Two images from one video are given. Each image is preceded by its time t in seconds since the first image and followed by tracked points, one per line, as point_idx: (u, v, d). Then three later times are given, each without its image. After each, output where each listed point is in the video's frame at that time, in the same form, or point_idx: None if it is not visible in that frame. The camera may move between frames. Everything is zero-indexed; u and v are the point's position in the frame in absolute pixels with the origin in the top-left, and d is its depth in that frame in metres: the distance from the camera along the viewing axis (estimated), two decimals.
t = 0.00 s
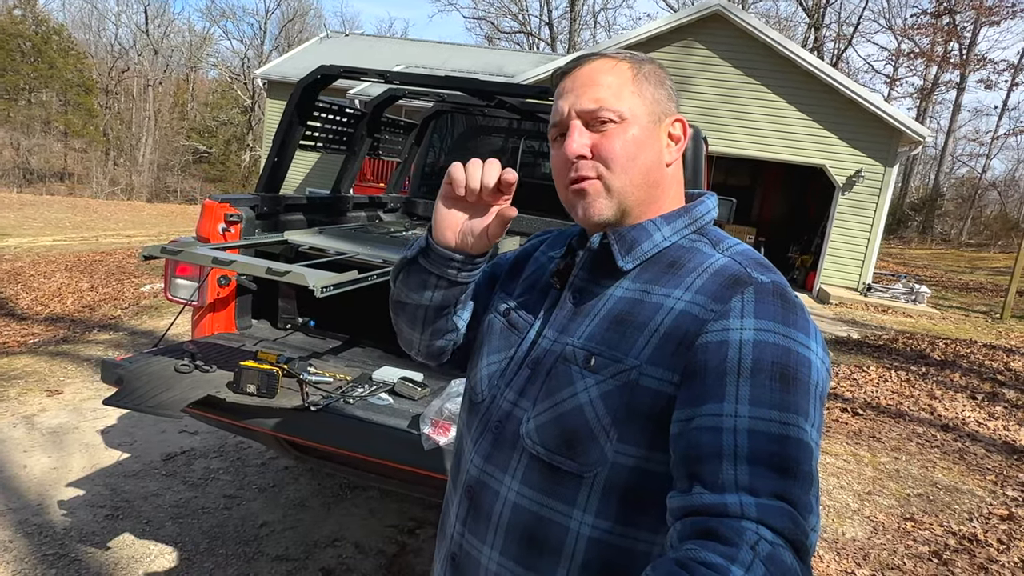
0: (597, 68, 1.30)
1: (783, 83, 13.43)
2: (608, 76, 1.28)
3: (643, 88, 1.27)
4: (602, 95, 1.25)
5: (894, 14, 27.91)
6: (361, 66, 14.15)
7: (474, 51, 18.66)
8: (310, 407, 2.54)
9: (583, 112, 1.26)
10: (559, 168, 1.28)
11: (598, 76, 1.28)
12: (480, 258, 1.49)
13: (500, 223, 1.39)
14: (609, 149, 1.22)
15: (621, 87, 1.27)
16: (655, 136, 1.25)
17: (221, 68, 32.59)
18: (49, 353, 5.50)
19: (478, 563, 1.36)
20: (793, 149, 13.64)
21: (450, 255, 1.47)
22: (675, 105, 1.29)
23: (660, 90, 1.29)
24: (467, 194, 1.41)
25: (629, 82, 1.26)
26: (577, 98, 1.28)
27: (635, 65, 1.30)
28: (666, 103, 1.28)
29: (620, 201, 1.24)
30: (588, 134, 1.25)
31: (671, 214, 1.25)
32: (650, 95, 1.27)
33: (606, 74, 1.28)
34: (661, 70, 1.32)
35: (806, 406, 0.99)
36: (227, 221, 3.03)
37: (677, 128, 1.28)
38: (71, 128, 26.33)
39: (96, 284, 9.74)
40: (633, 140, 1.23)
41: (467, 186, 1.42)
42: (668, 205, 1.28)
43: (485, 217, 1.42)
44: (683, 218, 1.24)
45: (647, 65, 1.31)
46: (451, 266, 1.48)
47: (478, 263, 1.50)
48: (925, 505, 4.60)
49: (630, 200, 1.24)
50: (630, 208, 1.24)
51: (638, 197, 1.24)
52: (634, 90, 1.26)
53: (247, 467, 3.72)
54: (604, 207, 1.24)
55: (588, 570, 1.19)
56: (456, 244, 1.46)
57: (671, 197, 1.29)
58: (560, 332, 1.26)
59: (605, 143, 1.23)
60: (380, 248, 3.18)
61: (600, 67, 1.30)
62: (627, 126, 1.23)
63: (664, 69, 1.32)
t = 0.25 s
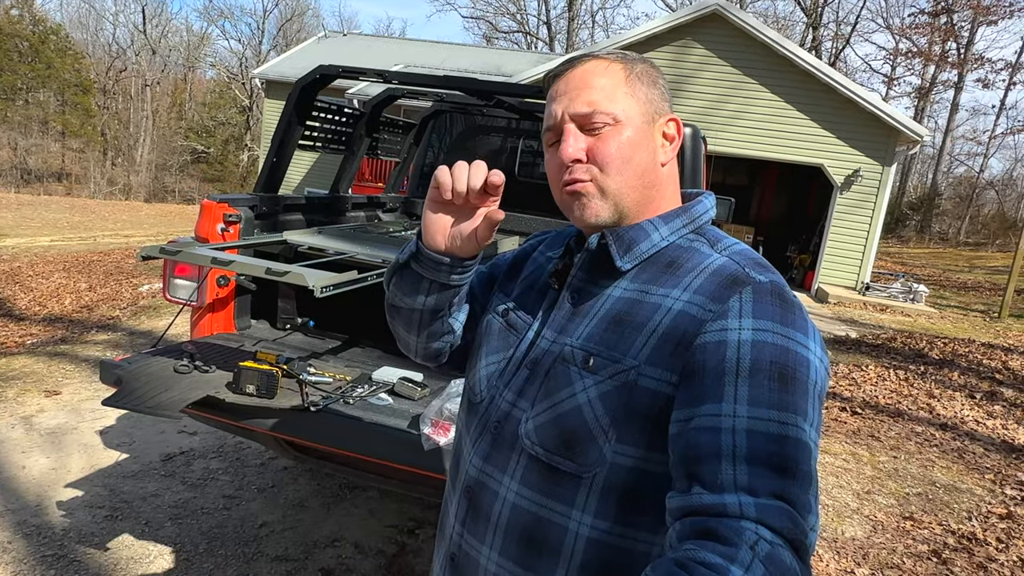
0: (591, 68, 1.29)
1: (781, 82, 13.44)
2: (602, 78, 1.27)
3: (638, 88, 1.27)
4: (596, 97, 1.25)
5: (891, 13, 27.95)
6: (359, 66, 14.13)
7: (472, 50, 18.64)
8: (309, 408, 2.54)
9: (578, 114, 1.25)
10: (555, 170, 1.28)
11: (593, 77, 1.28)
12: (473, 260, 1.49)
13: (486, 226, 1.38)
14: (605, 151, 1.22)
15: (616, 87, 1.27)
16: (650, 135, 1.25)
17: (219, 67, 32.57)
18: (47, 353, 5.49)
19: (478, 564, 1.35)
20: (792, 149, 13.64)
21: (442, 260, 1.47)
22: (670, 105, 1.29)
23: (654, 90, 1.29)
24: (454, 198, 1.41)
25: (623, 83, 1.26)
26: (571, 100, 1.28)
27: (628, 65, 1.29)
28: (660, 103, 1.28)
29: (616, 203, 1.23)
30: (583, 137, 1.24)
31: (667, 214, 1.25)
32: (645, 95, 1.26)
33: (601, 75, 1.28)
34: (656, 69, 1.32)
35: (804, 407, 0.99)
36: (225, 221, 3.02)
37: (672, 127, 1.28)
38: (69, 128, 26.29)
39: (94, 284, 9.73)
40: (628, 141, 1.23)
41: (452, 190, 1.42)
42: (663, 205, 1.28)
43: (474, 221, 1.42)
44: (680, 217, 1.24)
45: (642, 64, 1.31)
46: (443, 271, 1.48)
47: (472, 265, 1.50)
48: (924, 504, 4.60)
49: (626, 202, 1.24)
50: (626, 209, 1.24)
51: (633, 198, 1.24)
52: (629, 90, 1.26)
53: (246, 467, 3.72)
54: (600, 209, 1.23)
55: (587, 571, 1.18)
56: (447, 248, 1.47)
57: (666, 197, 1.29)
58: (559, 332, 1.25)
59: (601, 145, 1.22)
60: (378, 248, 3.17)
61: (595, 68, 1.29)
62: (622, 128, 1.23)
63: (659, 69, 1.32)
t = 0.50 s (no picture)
0: (592, 60, 1.29)
1: (779, 80, 13.46)
2: (603, 70, 1.27)
3: (638, 80, 1.27)
4: (596, 89, 1.25)
5: (889, 12, 27.97)
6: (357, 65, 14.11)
7: (470, 49, 18.63)
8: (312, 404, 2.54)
9: (579, 107, 1.26)
10: (556, 164, 1.28)
11: (594, 70, 1.28)
12: (472, 255, 1.49)
13: (485, 221, 1.38)
14: (606, 144, 1.22)
15: (617, 80, 1.27)
16: (650, 128, 1.25)
17: (217, 67, 32.51)
18: (46, 352, 5.47)
19: (482, 558, 1.35)
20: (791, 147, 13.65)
21: (441, 256, 1.47)
22: (671, 97, 1.29)
23: (656, 81, 1.29)
24: (451, 194, 1.40)
25: (623, 75, 1.26)
26: (572, 94, 1.27)
27: (628, 57, 1.29)
28: (662, 95, 1.28)
29: (617, 196, 1.24)
30: (584, 131, 1.24)
31: (669, 207, 1.25)
32: (646, 87, 1.26)
33: (602, 68, 1.27)
34: (655, 61, 1.32)
35: (808, 397, 0.99)
36: (227, 218, 3.02)
37: (673, 119, 1.28)
38: (66, 127, 26.25)
39: (93, 283, 9.71)
40: (629, 134, 1.23)
41: (450, 185, 1.41)
42: (665, 198, 1.28)
43: (472, 216, 1.41)
44: (682, 210, 1.24)
45: (642, 56, 1.31)
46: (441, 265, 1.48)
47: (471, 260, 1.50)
48: (924, 501, 4.61)
49: (627, 195, 1.24)
50: (627, 202, 1.24)
51: (635, 192, 1.24)
52: (629, 82, 1.26)
53: (247, 465, 3.71)
54: (601, 203, 1.24)
55: (592, 564, 1.19)
56: (445, 244, 1.46)
57: (668, 190, 1.29)
58: (561, 325, 1.26)
59: (602, 138, 1.22)
60: (379, 245, 3.17)
61: (595, 60, 1.29)
62: (623, 121, 1.23)
63: (660, 60, 1.32)
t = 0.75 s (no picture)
0: (593, 57, 1.29)
1: (776, 78, 13.45)
2: (605, 66, 1.27)
3: (640, 76, 1.27)
4: (597, 86, 1.25)
5: (885, 10, 27.99)
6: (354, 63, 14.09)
7: (468, 48, 18.61)
8: (315, 402, 2.54)
9: (580, 104, 1.26)
10: (558, 161, 1.28)
11: (596, 66, 1.28)
12: (478, 253, 1.49)
13: (494, 219, 1.40)
14: (607, 140, 1.22)
15: (618, 76, 1.27)
16: (652, 125, 1.25)
17: (213, 66, 32.43)
18: (45, 352, 5.46)
19: (485, 555, 1.36)
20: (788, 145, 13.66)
21: (447, 253, 1.47)
22: (672, 93, 1.29)
23: (657, 77, 1.29)
24: (460, 192, 1.40)
25: (624, 71, 1.26)
26: (574, 89, 1.27)
27: (630, 52, 1.29)
28: (663, 91, 1.28)
29: (618, 192, 1.24)
30: (585, 127, 1.24)
31: (670, 202, 1.26)
32: (647, 83, 1.27)
33: (603, 64, 1.27)
34: (657, 56, 1.32)
35: (810, 393, 0.99)
36: (228, 216, 3.02)
37: (675, 115, 1.29)
38: (63, 127, 26.21)
39: (91, 283, 9.69)
40: (630, 131, 1.23)
41: (458, 184, 1.41)
42: (666, 194, 1.28)
43: (481, 213, 1.42)
44: (683, 206, 1.25)
45: (644, 52, 1.31)
46: (448, 261, 1.49)
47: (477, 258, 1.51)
48: (924, 497, 4.62)
49: (629, 191, 1.24)
50: (629, 199, 1.24)
51: (637, 188, 1.24)
52: (630, 78, 1.26)
53: (248, 463, 3.71)
54: (603, 200, 1.24)
55: (594, 561, 1.19)
56: (452, 241, 1.47)
57: (669, 186, 1.29)
58: (563, 321, 1.26)
59: (603, 135, 1.22)
60: (381, 242, 3.18)
61: (597, 56, 1.29)
62: (624, 117, 1.23)
63: (661, 56, 1.32)
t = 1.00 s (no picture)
0: (599, 53, 1.28)
1: (774, 76, 13.46)
2: (611, 63, 1.27)
3: (645, 72, 1.27)
4: (603, 81, 1.25)
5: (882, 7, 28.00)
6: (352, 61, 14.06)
7: (465, 46, 18.59)
8: (318, 399, 2.55)
9: (584, 100, 1.25)
10: (562, 158, 1.28)
11: (601, 62, 1.27)
12: (481, 252, 1.49)
13: (495, 217, 1.39)
14: (612, 136, 1.22)
15: (623, 73, 1.27)
16: (656, 121, 1.25)
17: (209, 64, 32.33)
18: (44, 351, 5.45)
19: (490, 553, 1.36)
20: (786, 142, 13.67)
21: (451, 252, 1.47)
22: (678, 90, 1.28)
23: (662, 74, 1.28)
24: (461, 190, 1.40)
25: (629, 67, 1.25)
26: (579, 86, 1.27)
27: (635, 49, 1.29)
28: (669, 88, 1.28)
29: (624, 189, 1.24)
30: (589, 124, 1.24)
31: (674, 199, 1.25)
32: (653, 80, 1.26)
33: (609, 60, 1.27)
34: (663, 53, 1.32)
35: (814, 392, 0.99)
36: (230, 214, 3.01)
37: (680, 112, 1.28)
38: (59, 126, 26.17)
39: (89, 282, 9.66)
40: (635, 127, 1.23)
41: (458, 183, 1.41)
42: (671, 190, 1.28)
43: (482, 211, 1.41)
44: (687, 203, 1.24)
45: (650, 48, 1.30)
46: (451, 260, 1.48)
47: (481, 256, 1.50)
48: (924, 493, 4.63)
49: (634, 188, 1.24)
50: (633, 196, 1.24)
51: (642, 186, 1.24)
52: (636, 74, 1.26)
53: (249, 462, 3.71)
54: (607, 196, 1.24)
55: (598, 559, 1.19)
56: (455, 241, 1.46)
57: (675, 182, 1.29)
58: (567, 320, 1.26)
59: (609, 131, 1.22)
60: (382, 240, 3.17)
61: (602, 52, 1.29)
62: (630, 113, 1.23)
63: (667, 52, 1.32)
